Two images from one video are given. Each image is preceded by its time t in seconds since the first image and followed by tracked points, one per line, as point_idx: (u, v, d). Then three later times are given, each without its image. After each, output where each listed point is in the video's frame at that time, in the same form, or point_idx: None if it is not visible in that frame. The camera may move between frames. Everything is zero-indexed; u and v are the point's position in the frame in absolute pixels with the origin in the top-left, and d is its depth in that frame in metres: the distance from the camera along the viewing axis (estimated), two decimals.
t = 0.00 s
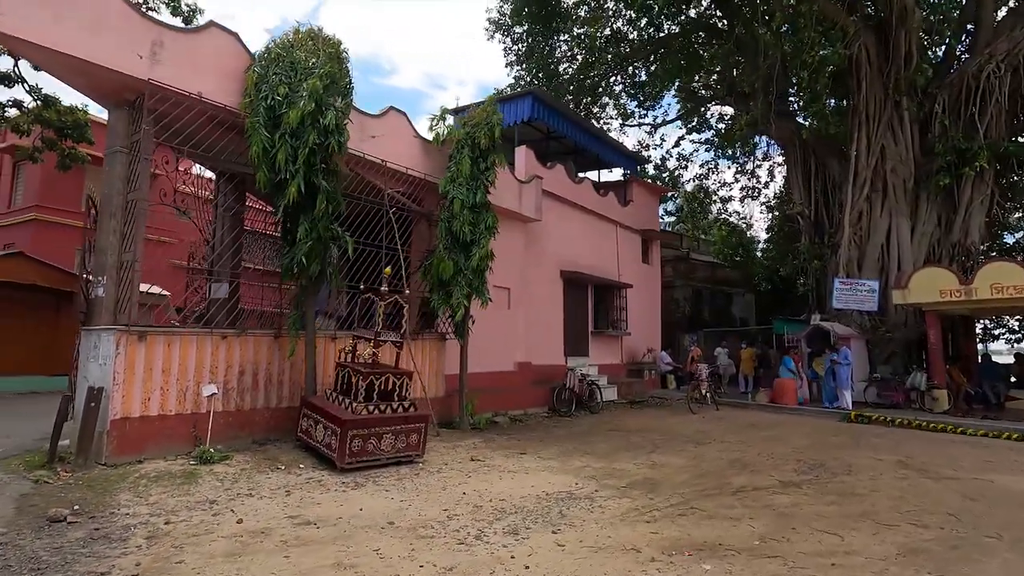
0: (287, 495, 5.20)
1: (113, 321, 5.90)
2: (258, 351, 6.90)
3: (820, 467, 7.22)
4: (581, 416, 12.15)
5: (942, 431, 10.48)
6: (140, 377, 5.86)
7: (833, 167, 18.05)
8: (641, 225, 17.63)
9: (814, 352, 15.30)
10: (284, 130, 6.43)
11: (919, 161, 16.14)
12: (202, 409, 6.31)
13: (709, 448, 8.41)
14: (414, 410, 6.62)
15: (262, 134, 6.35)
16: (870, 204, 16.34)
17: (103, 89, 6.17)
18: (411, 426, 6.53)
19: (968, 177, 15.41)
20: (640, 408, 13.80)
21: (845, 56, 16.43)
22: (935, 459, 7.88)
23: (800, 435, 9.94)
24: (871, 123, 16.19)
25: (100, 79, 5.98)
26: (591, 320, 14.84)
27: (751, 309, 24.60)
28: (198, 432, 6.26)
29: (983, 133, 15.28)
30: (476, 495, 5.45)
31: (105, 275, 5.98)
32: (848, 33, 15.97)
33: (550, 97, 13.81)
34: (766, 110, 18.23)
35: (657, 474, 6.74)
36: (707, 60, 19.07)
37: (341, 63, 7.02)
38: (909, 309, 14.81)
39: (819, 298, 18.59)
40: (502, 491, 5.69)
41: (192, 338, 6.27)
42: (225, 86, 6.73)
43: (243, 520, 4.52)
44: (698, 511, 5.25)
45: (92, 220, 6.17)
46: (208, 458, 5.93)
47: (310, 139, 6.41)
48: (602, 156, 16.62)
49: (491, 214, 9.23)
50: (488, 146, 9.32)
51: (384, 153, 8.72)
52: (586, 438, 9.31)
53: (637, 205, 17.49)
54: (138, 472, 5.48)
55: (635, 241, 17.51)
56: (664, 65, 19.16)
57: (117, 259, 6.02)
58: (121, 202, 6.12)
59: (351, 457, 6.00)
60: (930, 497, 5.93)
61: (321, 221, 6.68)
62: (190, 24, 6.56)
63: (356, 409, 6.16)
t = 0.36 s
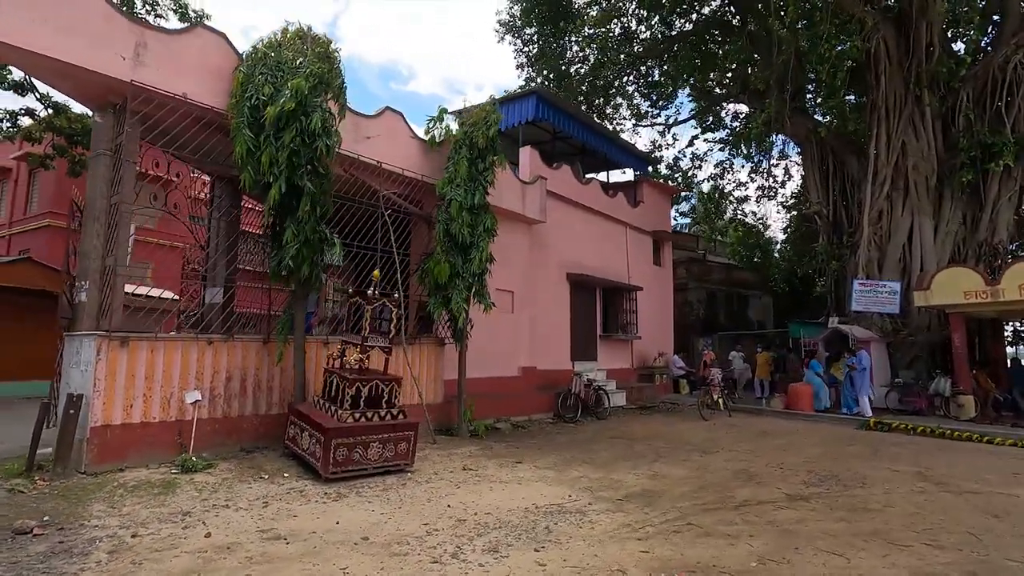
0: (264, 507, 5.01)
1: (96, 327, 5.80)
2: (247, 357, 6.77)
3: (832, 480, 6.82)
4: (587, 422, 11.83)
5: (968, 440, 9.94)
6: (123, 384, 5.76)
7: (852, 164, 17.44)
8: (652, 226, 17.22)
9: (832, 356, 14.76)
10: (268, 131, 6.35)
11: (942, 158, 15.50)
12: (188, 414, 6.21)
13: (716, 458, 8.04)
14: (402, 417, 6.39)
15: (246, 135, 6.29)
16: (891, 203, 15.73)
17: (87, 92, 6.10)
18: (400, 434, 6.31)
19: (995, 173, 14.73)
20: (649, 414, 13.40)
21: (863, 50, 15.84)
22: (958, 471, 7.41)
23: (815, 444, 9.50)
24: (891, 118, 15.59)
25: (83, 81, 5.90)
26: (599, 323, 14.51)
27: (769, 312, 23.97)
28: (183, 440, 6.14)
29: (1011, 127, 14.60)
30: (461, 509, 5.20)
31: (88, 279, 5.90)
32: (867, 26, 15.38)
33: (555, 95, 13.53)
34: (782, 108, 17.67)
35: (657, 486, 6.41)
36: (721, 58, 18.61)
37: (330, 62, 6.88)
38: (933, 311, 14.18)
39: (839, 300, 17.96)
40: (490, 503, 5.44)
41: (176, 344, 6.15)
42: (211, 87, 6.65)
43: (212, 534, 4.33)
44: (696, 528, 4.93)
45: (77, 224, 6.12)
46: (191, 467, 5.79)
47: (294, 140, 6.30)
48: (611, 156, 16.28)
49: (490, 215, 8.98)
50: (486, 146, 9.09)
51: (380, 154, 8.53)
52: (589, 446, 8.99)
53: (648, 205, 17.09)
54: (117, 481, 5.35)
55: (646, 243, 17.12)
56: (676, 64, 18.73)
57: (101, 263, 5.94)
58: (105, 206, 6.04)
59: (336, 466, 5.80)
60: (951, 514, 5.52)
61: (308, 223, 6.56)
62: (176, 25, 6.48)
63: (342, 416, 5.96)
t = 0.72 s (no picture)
0: (218, 514, 4.83)
1: (52, 327, 5.62)
2: (214, 358, 6.60)
3: (818, 486, 6.56)
4: (576, 425, 11.61)
5: (966, 445, 9.65)
6: (81, 385, 5.60)
7: (852, 163, 17.11)
8: (648, 226, 16.92)
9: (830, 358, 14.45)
10: (233, 128, 6.27)
11: (943, 156, 15.18)
12: (150, 417, 6.04)
13: (701, 462, 7.80)
14: (371, 421, 6.18)
15: (211, 132, 6.23)
16: (890, 202, 15.43)
17: (48, 87, 5.95)
18: (369, 439, 6.12)
19: (996, 170, 14.39)
20: (642, 418, 13.15)
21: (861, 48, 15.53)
22: (951, 477, 7.14)
23: (806, 449, 9.24)
24: (891, 116, 15.27)
25: (42, 75, 5.74)
26: (592, 325, 14.28)
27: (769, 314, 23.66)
28: (144, 444, 5.96)
29: (1012, 124, 14.28)
30: (422, 517, 4.99)
31: (46, 278, 5.75)
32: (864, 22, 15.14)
33: (544, 93, 13.32)
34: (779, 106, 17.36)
35: (635, 493, 6.18)
36: (718, 57, 18.38)
37: (300, 56, 6.71)
38: (934, 313, 13.88)
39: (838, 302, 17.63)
40: (455, 511, 5.22)
41: (138, 345, 5.99)
42: (179, 82, 6.49)
43: (156, 543, 4.15)
44: (667, 539, 4.69)
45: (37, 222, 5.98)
46: (149, 472, 5.62)
47: (258, 136, 6.20)
48: (605, 156, 16.06)
49: (471, 214, 8.77)
50: (469, 144, 8.92)
51: (358, 152, 8.37)
52: (573, 450, 8.77)
53: (643, 206, 16.84)
54: (69, 487, 5.18)
55: (641, 244, 16.85)
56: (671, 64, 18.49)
57: (59, 263, 5.78)
58: (65, 203, 5.90)
59: (299, 471, 5.62)
60: (939, 523, 5.26)
61: (274, 220, 6.40)
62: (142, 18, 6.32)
63: (306, 420, 5.78)
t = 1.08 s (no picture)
0: (145, 525, 4.56)
1: None
2: (156, 360, 6.32)
3: (779, 490, 6.46)
4: (545, 429, 11.45)
5: (932, 447, 9.66)
6: (5, 389, 5.29)
7: (825, 167, 17.18)
8: (623, 228, 16.83)
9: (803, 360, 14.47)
10: (174, 120, 6.04)
11: (913, 160, 15.32)
12: (83, 423, 5.73)
13: (665, 467, 7.67)
14: (319, 426, 5.94)
15: (152, 124, 6.00)
16: (862, 205, 15.52)
17: None
18: (317, 444, 5.89)
19: (964, 175, 14.56)
20: (614, 421, 13.01)
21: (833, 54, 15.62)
22: (913, 480, 7.10)
23: (774, 452, 9.17)
24: (862, 121, 15.35)
25: None
26: (566, 328, 14.14)
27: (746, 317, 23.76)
28: (76, 451, 5.66)
29: (979, 130, 14.48)
30: (363, 526, 4.77)
31: None
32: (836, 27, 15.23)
33: (515, 92, 13.15)
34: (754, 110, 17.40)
35: (592, 499, 6.02)
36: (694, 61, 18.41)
37: (249, 48, 6.48)
38: (904, 315, 13.98)
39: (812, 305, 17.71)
40: (399, 519, 5.01)
41: (70, 346, 5.68)
42: (120, 72, 6.21)
43: (67, 558, 3.87)
44: (616, 547, 4.52)
45: None
46: (79, 480, 5.32)
47: (198, 128, 5.98)
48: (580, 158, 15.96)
49: (434, 213, 8.56)
50: (433, 142, 8.68)
51: (317, 148, 8.13)
52: (538, 454, 8.59)
53: (619, 208, 16.74)
54: None
55: (617, 246, 16.76)
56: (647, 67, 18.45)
57: None
58: None
59: (238, 479, 5.35)
60: (895, 527, 5.17)
61: (212, 215, 6.16)
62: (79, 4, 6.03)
63: (248, 425, 5.53)
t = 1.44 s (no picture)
0: (23, 545, 4.11)
1: None
2: (60, 362, 5.83)
3: (722, 494, 6.33)
4: (498, 432, 11.19)
5: (878, 449, 9.75)
6: None
7: (782, 171, 17.36)
8: (584, 229, 16.72)
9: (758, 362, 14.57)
10: (80, 101, 5.57)
11: (865, 166, 15.62)
12: None
13: (611, 471, 7.49)
14: (238, 434, 5.54)
15: (51, 103, 5.51)
16: (816, 210, 15.73)
17: None
18: (235, 452, 5.49)
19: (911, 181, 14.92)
20: (570, 423, 12.82)
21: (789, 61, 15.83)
22: (855, 482, 7.09)
23: (723, 454, 9.09)
24: (817, 127, 15.59)
25: None
26: (524, 329, 13.92)
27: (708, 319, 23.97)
28: None
29: (926, 138, 14.86)
30: (271, 541, 4.40)
31: None
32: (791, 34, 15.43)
33: (472, 89, 12.87)
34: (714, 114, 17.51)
35: (529, 506, 5.77)
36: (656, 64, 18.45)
37: (168, 27, 6.04)
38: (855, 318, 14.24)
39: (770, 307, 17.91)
40: (315, 533, 4.66)
41: None
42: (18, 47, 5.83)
43: None
44: (542, 559, 4.27)
45: None
46: None
47: (113, 113, 5.52)
48: (540, 158, 15.78)
49: (378, 208, 8.20)
50: (377, 135, 8.34)
51: (250, 138, 7.71)
52: (484, 459, 8.30)
53: (580, 208, 16.61)
54: None
55: (578, 247, 16.64)
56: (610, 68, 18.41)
57: None
58: None
59: (141, 491, 4.92)
60: (832, 532, 5.08)
61: (123, 205, 5.69)
62: None
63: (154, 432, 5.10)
